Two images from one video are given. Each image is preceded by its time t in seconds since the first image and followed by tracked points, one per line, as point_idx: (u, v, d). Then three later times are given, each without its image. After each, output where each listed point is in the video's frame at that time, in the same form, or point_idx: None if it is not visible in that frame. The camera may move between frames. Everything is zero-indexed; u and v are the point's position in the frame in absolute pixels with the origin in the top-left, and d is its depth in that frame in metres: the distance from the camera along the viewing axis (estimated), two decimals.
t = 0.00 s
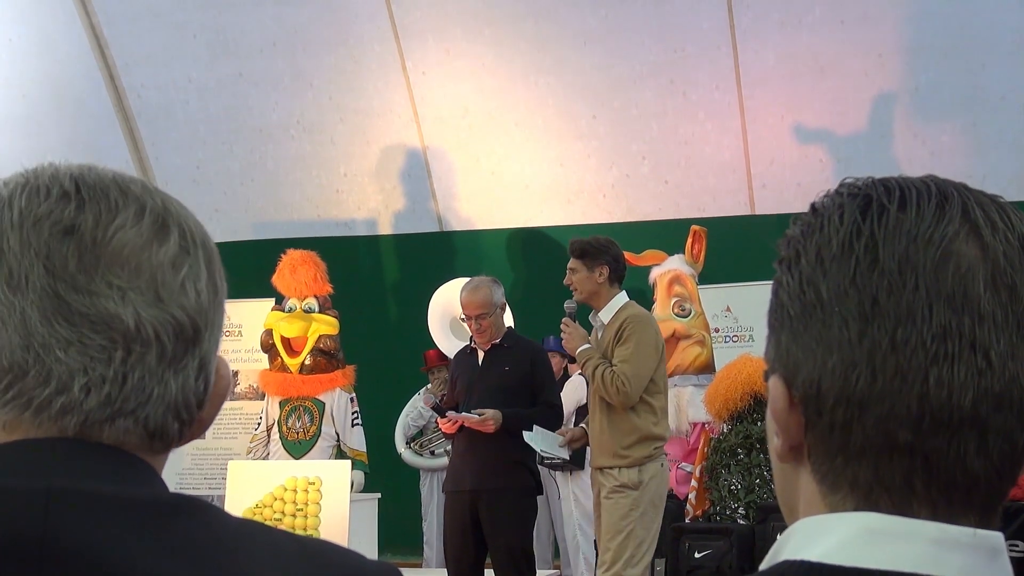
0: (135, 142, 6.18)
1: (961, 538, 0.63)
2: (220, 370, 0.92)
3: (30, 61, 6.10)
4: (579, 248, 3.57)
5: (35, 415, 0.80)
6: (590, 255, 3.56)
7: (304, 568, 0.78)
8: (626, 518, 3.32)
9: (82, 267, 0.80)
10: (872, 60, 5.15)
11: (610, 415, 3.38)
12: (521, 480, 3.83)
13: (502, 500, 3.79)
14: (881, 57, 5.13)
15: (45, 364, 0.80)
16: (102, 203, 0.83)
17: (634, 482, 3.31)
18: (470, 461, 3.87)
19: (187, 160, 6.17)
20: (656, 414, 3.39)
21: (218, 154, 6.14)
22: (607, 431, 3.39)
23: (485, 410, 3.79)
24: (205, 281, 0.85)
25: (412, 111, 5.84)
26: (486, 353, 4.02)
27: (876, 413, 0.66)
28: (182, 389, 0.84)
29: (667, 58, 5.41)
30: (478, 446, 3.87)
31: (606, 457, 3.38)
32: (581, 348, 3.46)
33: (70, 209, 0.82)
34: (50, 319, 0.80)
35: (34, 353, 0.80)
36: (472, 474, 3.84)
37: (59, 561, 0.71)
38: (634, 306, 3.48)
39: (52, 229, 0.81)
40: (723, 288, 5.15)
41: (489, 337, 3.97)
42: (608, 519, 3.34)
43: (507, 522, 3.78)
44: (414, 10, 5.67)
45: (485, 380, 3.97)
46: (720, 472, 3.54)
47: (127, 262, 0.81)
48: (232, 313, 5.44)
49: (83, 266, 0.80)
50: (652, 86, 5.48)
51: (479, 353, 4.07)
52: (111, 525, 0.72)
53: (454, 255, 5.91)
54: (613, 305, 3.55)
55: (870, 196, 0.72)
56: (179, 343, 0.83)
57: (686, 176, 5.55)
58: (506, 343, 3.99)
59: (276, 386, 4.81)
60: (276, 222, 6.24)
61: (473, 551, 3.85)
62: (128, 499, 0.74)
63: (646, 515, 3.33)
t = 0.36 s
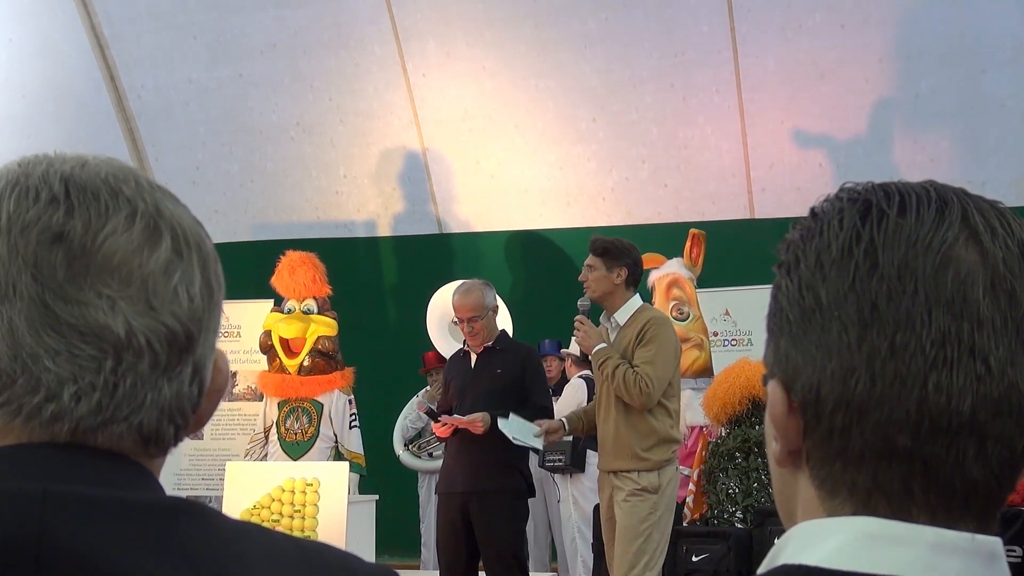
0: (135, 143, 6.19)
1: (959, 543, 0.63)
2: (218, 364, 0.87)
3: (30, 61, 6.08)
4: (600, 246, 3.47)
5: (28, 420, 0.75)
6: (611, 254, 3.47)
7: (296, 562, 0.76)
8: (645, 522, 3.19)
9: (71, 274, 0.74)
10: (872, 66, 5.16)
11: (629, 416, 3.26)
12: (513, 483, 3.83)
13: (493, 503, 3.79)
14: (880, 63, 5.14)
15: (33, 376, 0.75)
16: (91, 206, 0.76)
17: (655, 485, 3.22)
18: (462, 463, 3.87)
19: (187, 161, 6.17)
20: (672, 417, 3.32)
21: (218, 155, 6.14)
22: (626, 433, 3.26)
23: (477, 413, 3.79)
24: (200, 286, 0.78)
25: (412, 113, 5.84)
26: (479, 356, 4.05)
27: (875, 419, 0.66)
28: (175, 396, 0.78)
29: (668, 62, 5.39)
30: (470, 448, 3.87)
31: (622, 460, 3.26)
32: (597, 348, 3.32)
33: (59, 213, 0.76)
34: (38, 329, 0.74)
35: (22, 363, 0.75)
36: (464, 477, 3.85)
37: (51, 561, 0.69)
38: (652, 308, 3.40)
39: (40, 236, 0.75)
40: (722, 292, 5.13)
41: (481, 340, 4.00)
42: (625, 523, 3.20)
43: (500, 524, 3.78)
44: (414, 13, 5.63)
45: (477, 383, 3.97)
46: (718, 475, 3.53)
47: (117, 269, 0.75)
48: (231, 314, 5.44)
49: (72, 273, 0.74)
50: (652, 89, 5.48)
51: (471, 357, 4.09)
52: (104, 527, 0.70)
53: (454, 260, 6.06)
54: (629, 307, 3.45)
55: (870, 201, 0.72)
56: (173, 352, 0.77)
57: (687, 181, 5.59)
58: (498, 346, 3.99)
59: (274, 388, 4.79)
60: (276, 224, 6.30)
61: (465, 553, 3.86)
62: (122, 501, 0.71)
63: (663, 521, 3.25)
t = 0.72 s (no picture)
0: (135, 144, 6.19)
1: (960, 547, 0.63)
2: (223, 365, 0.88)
3: (29, 61, 6.08)
4: (616, 245, 3.49)
5: (43, 423, 0.74)
6: (630, 252, 3.48)
7: (297, 563, 0.75)
8: (653, 530, 3.19)
9: (92, 278, 0.74)
10: (872, 69, 5.16)
11: (637, 421, 3.27)
12: (502, 485, 3.84)
13: (485, 506, 3.80)
14: (879, 66, 5.14)
15: (51, 379, 0.74)
16: (110, 209, 0.75)
17: (659, 491, 3.21)
18: (452, 465, 3.87)
19: (186, 162, 6.18)
20: (680, 424, 3.32)
21: (217, 157, 6.13)
22: (632, 437, 3.27)
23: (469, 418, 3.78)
24: (215, 291, 0.79)
25: (411, 115, 5.83)
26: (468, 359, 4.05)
27: (873, 425, 0.67)
28: (189, 399, 0.79)
29: (667, 64, 5.39)
30: (459, 450, 3.88)
31: (625, 463, 3.27)
32: (611, 349, 3.33)
33: (80, 217, 0.74)
34: (58, 333, 0.73)
35: (40, 366, 0.74)
36: (452, 481, 3.85)
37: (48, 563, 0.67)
38: (668, 311, 3.39)
39: (63, 239, 0.74)
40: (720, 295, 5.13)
41: (470, 344, 4.00)
42: (633, 533, 3.21)
43: (493, 526, 3.79)
44: (413, 14, 5.62)
45: (466, 387, 3.98)
46: (716, 479, 3.54)
47: (138, 274, 0.74)
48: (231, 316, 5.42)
49: (93, 277, 0.74)
50: (651, 92, 5.47)
51: (461, 360, 4.11)
52: (107, 528, 0.69)
53: (452, 261, 6.09)
54: (646, 307, 3.42)
55: (867, 206, 0.72)
56: (189, 357, 0.78)
57: (685, 184, 5.60)
58: (487, 349, 4.00)
59: (273, 389, 4.78)
60: (275, 226, 6.31)
61: (456, 555, 3.86)
62: (126, 503, 0.70)
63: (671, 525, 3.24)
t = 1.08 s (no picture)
0: (133, 149, 6.19)
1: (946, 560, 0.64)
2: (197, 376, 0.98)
3: (25, 64, 6.04)
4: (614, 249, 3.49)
5: (56, 424, 0.81)
6: (626, 255, 3.48)
7: (288, 567, 0.79)
8: (658, 535, 3.19)
9: (109, 274, 0.82)
10: (868, 75, 5.17)
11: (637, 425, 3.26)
12: (502, 490, 3.85)
13: (486, 513, 3.82)
14: (876, 72, 5.15)
15: (71, 374, 0.81)
16: (121, 215, 0.85)
17: (662, 497, 3.21)
18: (452, 470, 3.87)
19: (184, 165, 6.18)
20: (682, 427, 3.29)
21: (216, 160, 6.14)
22: (633, 441, 3.27)
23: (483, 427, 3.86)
24: (207, 291, 0.91)
25: (408, 119, 5.84)
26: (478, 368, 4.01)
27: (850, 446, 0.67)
28: (185, 400, 0.90)
29: (665, 69, 5.39)
30: (465, 455, 3.86)
31: (629, 469, 3.27)
32: (611, 353, 3.34)
33: (95, 218, 0.84)
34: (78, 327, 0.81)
35: (60, 361, 0.81)
36: (455, 483, 3.85)
37: None
38: (668, 312, 3.39)
39: (81, 237, 0.83)
40: (717, 300, 5.12)
41: (479, 351, 3.99)
42: (638, 541, 3.21)
43: (493, 530, 3.82)
44: (411, 19, 5.62)
45: (474, 395, 3.96)
46: (712, 484, 3.53)
47: (153, 274, 0.85)
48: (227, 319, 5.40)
49: (110, 273, 0.82)
50: (649, 96, 5.48)
51: (469, 369, 4.03)
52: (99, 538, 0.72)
53: (446, 265, 6.11)
54: (646, 309, 3.43)
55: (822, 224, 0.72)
56: (187, 350, 0.89)
57: (681, 189, 5.61)
58: (494, 357, 4.00)
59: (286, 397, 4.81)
60: (272, 230, 6.32)
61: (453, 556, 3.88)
62: (119, 510, 0.75)
63: (676, 530, 3.24)
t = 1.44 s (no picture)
0: (133, 147, 6.16)
1: (955, 559, 0.63)
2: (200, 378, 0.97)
3: (25, 63, 6.02)
4: (628, 247, 3.51)
5: (79, 416, 0.80)
6: (642, 254, 3.50)
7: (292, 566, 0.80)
8: (661, 536, 3.19)
9: (128, 266, 0.82)
10: (869, 75, 5.17)
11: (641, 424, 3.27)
12: (486, 489, 3.86)
13: (472, 512, 3.82)
14: (877, 72, 5.15)
15: (93, 365, 0.80)
16: (137, 208, 0.86)
17: (666, 497, 3.21)
18: (435, 470, 3.88)
19: (183, 164, 6.16)
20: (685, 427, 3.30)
21: (216, 159, 6.12)
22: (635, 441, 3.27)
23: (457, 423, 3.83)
24: (213, 284, 0.91)
25: (409, 118, 5.84)
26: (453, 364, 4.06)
27: (857, 446, 0.67)
28: (195, 396, 0.89)
29: (666, 69, 5.39)
30: (447, 454, 3.87)
31: (632, 468, 3.26)
32: (617, 352, 3.34)
33: (112, 213, 0.84)
34: (99, 316, 0.81)
35: (81, 350, 0.80)
36: (439, 484, 3.85)
37: None
38: (671, 312, 3.41)
39: (99, 231, 0.83)
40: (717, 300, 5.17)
41: (456, 348, 4.00)
42: (642, 541, 3.20)
43: (476, 529, 3.82)
44: (412, 18, 5.62)
45: (455, 391, 4.00)
46: (713, 483, 3.54)
47: (167, 267, 0.85)
48: (227, 317, 5.41)
49: (128, 266, 0.82)
50: (650, 96, 5.48)
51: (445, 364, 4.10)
52: (106, 540, 0.73)
53: (441, 266, 6.16)
54: (648, 311, 3.46)
55: (827, 222, 0.72)
56: (199, 343, 0.88)
57: (682, 188, 5.61)
58: (471, 355, 4.04)
59: (293, 395, 4.78)
60: (273, 228, 6.31)
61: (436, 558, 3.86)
62: (128, 509, 0.75)
63: (679, 532, 3.24)
